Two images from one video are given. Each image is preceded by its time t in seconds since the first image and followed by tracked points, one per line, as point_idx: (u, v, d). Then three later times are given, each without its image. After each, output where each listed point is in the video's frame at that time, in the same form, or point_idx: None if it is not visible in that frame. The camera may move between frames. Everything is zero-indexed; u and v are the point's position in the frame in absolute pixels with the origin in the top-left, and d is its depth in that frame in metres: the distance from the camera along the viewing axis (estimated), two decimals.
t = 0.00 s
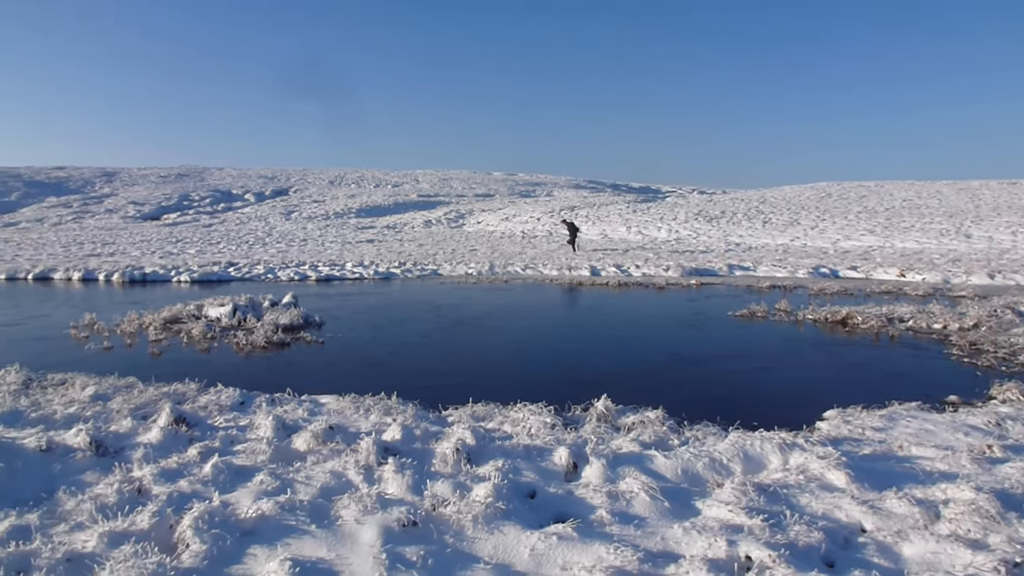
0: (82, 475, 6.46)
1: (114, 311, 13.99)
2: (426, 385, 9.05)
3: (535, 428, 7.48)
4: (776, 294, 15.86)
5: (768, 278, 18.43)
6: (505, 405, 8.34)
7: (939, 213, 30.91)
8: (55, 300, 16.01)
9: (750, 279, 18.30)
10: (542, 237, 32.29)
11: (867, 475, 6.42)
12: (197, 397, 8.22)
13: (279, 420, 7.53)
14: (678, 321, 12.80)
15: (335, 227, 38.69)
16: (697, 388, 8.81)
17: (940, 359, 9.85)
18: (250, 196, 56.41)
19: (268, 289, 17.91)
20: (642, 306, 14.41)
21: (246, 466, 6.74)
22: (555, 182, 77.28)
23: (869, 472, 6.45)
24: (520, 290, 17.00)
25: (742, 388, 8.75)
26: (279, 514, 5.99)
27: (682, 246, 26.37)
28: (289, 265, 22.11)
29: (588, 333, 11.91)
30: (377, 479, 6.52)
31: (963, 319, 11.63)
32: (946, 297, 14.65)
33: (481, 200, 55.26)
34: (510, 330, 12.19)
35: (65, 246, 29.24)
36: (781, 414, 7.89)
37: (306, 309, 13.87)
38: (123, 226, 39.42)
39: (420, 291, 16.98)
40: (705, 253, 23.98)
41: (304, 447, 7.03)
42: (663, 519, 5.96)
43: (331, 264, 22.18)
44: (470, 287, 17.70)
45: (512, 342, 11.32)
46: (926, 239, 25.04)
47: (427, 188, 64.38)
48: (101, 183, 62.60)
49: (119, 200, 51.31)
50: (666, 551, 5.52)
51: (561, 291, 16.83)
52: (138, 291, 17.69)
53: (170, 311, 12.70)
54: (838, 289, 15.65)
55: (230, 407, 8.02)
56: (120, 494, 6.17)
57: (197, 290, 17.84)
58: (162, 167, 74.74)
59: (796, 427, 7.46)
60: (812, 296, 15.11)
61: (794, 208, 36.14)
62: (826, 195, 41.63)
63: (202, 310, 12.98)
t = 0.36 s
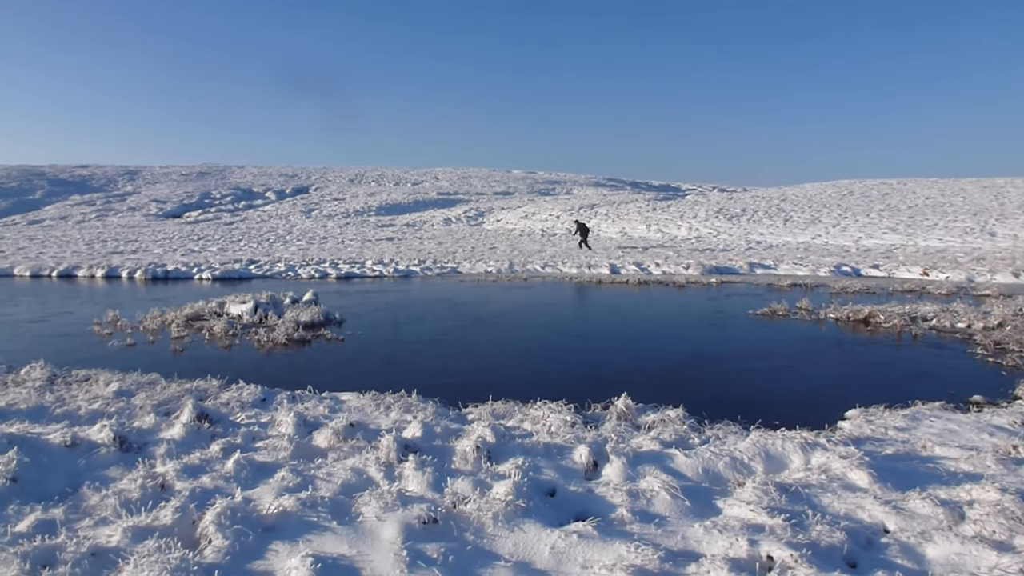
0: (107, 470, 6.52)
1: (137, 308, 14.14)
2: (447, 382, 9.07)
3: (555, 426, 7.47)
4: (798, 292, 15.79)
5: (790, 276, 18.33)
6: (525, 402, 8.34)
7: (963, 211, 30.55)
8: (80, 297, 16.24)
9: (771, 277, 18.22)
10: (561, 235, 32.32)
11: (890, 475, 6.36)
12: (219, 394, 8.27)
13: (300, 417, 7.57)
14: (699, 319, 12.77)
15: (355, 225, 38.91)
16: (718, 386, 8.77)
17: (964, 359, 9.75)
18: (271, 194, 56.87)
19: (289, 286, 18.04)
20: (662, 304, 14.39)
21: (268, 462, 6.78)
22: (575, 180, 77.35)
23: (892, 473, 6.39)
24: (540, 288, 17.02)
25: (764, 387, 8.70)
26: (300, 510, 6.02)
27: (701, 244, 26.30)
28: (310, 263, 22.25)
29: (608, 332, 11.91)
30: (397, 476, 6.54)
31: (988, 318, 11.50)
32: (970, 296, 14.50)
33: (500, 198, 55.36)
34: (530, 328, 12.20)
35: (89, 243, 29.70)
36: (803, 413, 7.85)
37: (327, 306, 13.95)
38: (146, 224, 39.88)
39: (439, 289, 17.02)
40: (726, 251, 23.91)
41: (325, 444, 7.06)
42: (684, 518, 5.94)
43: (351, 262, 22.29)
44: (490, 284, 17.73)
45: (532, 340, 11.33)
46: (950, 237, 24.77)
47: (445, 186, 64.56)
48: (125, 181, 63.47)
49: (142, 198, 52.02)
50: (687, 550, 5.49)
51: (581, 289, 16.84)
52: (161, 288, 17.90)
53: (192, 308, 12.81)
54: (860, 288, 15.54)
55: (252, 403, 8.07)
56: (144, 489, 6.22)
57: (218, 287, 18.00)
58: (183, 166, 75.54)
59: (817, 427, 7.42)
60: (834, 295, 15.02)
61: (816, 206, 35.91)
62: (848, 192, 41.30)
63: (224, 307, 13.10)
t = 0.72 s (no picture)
0: (124, 465, 6.57)
1: (153, 304, 14.25)
2: (461, 380, 9.08)
3: (569, 424, 7.47)
4: (813, 292, 15.72)
5: (806, 276, 18.26)
6: (539, 401, 8.34)
7: (982, 211, 30.28)
8: (97, 292, 16.40)
9: (787, 277, 18.15)
10: (576, 233, 32.32)
11: (906, 476, 6.32)
12: (235, 390, 8.32)
13: (315, 413, 7.59)
14: (714, 318, 12.75)
15: (370, 222, 39.05)
16: (733, 386, 8.74)
17: (981, 360, 9.66)
18: (286, 191, 57.17)
19: (303, 283, 18.13)
20: (677, 303, 14.37)
21: (283, 458, 6.80)
22: (590, 179, 77.26)
23: (909, 474, 6.35)
24: (556, 286, 17.02)
25: (779, 387, 8.67)
26: (315, 506, 6.04)
27: (716, 243, 26.23)
28: (325, 260, 22.35)
29: (623, 330, 11.91)
30: (412, 472, 6.56)
31: (1007, 319, 11.40)
32: (988, 297, 14.37)
33: (515, 196, 55.40)
34: (544, 326, 12.21)
35: (107, 239, 29.95)
36: (818, 413, 7.81)
37: (342, 303, 14.01)
38: (162, 220, 40.17)
39: (453, 287, 17.05)
40: (741, 250, 23.84)
41: (339, 440, 7.08)
42: (698, 517, 5.92)
43: (366, 259, 22.35)
44: (504, 283, 17.74)
45: (547, 338, 11.34)
46: (969, 237, 24.54)
47: (460, 184, 64.68)
48: (143, 177, 63.98)
49: (159, 195, 52.46)
50: (701, 550, 5.47)
51: (596, 287, 16.85)
52: (177, 284, 18.03)
53: (208, 304, 12.90)
54: (877, 288, 15.46)
55: (267, 399, 8.11)
56: (160, 484, 6.26)
57: (234, 284, 18.12)
58: (200, 163, 76.13)
59: (833, 427, 7.38)
60: (849, 295, 14.95)
61: (832, 205, 35.70)
62: (865, 191, 41.05)
63: (239, 304, 13.17)
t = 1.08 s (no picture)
0: (145, 461, 6.62)
1: (173, 302, 14.36)
2: (479, 378, 9.09)
3: (588, 423, 7.46)
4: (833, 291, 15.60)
5: (826, 274, 18.14)
6: (557, 399, 8.33)
7: (1005, 208, 29.89)
8: (117, 290, 16.57)
9: (806, 275, 18.03)
10: (593, 231, 32.30)
11: (927, 477, 6.26)
12: (254, 387, 8.37)
13: (334, 411, 7.62)
14: (733, 317, 12.70)
15: (388, 220, 39.13)
16: (753, 385, 8.70)
17: (1004, 359, 9.55)
18: (303, 189, 57.44)
19: (322, 282, 18.22)
20: (696, 302, 14.31)
21: (302, 455, 6.84)
22: (607, 177, 77.07)
23: (930, 474, 6.30)
24: (574, 285, 17.01)
25: (799, 386, 8.62)
26: (334, 503, 6.07)
27: (735, 241, 26.08)
28: (343, 258, 22.43)
29: (642, 329, 11.88)
30: (430, 470, 6.57)
31: None
32: (1011, 296, 14.19)
33: (531, 194, 55.38)
34: (563, 325, 12.19)
35: (127, 237, 30.26)
36: (838, 413, 7.76)
37: (360, 302, 14.06)
38: (182, 218, 40.51)
39: (470, 285, 17.07)
40: (760, 248, 23.72)
41: (358, 438, 7.10)
42: (718, 517, 5.90)
43: (383, 257, 22.41)
44: (521, 281, 17.74)
45: (566, 337, 11.33)
46: (991, 235, 24.24)
47: (477, 182, 64.70)
48: (162, 176, 64.51)
49: (178, 193, 52.92)
50: (721, 549, 5.45)
51: (615, 286, 16.82)
52: (196, 282, 18.17)
53: (228, 302, 12.98)
54: (898, 287, 15.32)
55: (286, 397, 8.14)
56: (181, 480, 6.31)
57: (253, 281, 18.24)
58: (220, 162, 76.69)
59: (853, 427, 7.34)
60: (870, 293, 14.82)
61: (852, 203, 35.38)
62: (885, 189, 40.66)
63: (258, 302, 13.25)
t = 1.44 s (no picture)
0: (162, 457, 6.66)
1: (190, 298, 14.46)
2: (494, 376, 9.09)
3: (603, 421, 7.45)
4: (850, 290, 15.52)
5: (842, 274, 18.04)
6: (572, 398, 8.33)
7: None
8: (135, 286, 16.70)
9: (823, 274, 17.95)
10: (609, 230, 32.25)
11: (945, 478, 6.22)
12: (270, 384, 8.41)
13: (350, 408, 7.65)
14: (750, 316, 12.67)
15: (403, 218, 39.21)
16: (769, 385, 8.67)
17: None
18: (319, 187, 57.64)
19: (338, 279, 18.28)
20: (712, 301, 14.27)
21: (318, 452, 6.86)
22: (622, 175, 76.87)
23: (948, 475, 6.26)
24: (591, 283, 16.98)
25: (815, 386, 8.58)
26: (350, 500, 6.09)
27: (751, 240, 25.99)
28: (358, 255, 22.50)
29: (658, 327, 11.86)
30: (446, 468, 6.57)
31: None
32: None
33: (546, 192, 55.30)
34: (578, 323, 12.20)
35: (145, 234, 30.48)
36: (854, 413, 7.72)
37: (375, 299, 14.10)
38: (198, 215, 40.76)
39: (485, 283, 17.08)
40: (776, 247, 23.61)
41: (374, 435, 7.12)
42: (733, 516, 5.88)
43: (399, 255, 22.46)
44: (536, 279, 17.73)
45: (582, 335, 11.33)
46: (1011, 236, 23.99)
47: (492, 180, 64.70)
48: (179, 173, 64.89)
49: (195, 190, 53.23)
50: (736, 549, 5.43)
51: (631, 284, 16.80)
52: (213, 278, 18.27)
53: (244, 299, 13.05)
54: (915, 287, 15.21)
55: (302, 394, 8.18)
56: (198, 476, 6.33)
57: (268, 278, 18.34)
58: (237, 159, 77.07)
59: (870, 427, 7.30)
60: (887, 293, 14.74)
61: (870, 202, 35.14)
62: (903, 189, 40.33)
63: (274, 299, 13.31)
